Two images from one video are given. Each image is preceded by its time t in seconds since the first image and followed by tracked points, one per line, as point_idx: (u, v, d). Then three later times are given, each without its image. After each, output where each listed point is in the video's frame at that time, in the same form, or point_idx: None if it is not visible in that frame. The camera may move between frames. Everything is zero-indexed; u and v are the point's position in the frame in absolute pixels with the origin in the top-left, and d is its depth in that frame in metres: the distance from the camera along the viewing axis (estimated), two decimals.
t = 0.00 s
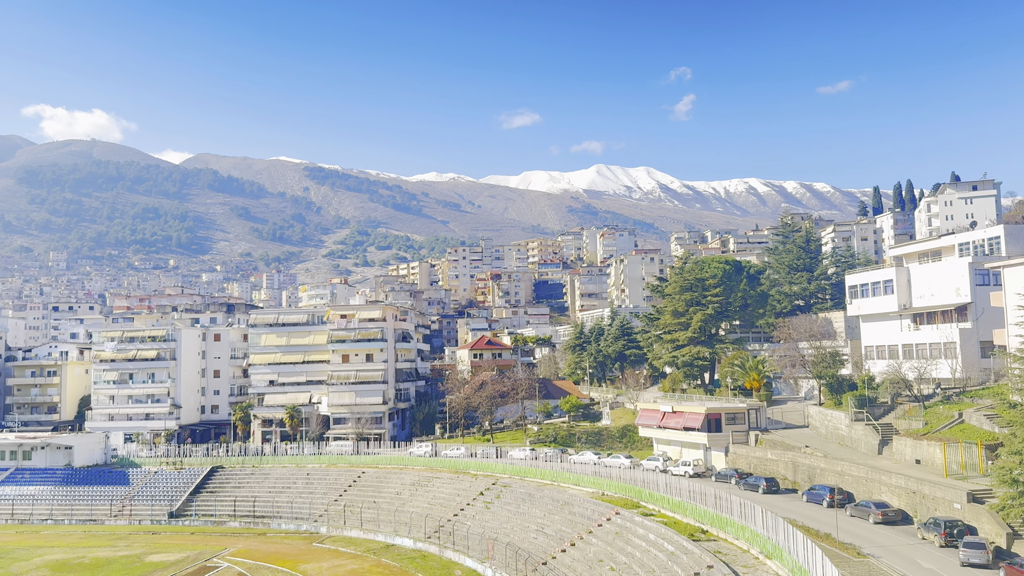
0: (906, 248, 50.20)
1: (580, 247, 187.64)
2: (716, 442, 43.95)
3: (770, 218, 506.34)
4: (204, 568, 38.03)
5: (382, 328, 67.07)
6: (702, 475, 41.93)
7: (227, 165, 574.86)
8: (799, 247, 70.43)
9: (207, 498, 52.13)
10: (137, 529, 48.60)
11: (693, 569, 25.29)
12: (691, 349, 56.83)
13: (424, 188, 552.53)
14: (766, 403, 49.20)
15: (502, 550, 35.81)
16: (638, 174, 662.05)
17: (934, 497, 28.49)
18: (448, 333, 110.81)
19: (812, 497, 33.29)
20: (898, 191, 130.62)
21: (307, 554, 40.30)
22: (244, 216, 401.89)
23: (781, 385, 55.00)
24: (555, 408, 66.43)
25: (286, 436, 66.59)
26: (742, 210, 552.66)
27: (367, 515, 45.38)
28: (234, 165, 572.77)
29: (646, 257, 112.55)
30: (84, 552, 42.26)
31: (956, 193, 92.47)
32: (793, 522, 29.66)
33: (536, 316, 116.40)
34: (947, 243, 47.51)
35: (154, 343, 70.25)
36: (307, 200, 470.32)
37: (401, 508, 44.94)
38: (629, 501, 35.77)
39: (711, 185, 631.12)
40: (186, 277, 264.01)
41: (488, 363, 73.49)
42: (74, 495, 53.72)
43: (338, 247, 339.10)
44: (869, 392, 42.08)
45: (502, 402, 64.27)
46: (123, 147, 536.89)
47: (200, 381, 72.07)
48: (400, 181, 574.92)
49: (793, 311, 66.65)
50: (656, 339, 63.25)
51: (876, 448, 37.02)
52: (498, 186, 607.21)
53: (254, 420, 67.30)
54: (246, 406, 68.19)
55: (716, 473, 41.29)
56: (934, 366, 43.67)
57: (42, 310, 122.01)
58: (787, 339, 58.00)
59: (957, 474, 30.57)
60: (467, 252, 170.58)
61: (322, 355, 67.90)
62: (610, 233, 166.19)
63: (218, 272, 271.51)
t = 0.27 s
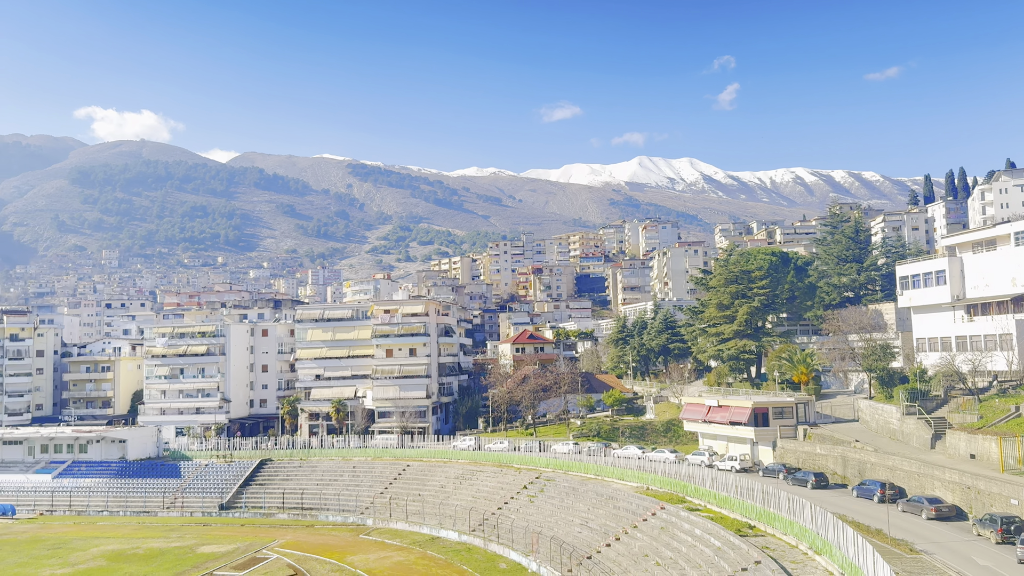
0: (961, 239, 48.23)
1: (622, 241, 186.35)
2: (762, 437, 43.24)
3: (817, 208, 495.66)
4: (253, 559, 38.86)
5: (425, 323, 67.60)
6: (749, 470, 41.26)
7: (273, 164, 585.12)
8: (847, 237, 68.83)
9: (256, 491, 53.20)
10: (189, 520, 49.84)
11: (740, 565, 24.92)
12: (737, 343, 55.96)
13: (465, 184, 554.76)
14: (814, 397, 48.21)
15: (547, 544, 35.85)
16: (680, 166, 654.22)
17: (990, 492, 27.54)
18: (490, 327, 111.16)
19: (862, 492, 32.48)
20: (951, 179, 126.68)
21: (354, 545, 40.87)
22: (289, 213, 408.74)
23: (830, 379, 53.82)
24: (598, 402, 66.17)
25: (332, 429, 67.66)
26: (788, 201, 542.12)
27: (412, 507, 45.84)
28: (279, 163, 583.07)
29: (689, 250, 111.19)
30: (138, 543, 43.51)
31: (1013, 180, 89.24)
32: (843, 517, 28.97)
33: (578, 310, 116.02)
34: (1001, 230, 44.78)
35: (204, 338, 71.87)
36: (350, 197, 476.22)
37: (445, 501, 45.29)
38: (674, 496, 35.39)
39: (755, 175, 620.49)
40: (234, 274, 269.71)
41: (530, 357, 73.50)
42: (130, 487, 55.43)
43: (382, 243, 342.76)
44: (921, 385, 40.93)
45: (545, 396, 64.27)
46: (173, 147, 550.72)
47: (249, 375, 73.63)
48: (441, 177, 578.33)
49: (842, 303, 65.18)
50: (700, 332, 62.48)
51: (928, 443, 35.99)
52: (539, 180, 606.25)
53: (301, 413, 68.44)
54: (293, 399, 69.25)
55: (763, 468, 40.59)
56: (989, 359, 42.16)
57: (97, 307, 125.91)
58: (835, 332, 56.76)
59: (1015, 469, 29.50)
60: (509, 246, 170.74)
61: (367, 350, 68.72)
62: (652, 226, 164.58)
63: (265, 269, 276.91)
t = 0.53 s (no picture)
0: None
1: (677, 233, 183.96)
2: (824, 432, 42.11)
3: (881, 197, 480.26)
4: (314, 549, 39.73)
5: (479, 317, 68.02)
6: (810, 466, 40.30)
7: (328, 162, 596.03)
8: (912, 226, 66.48)
9: (316, 482, 54.41)
10: (253, 511, 51.29)
11: (801, 561, 24.36)
12: (797, 336, 54.61)
13: (518, 178, 555.23)
14: (878, 391, 46.76)
15: (603, 538, 35.73)
16: (736, 156, 641.66)
17: None
18: (544, 321, 111.22)
19: (928, 489, 31.35)
20: None
21: (412, 537, 41.46)
22: (344, 210, 415.88)
23: (894, 372, 52.13)
24: (653, 397, 65.55)
25: (389, 423, 68.73)
26: (849, 190, 526.57)
27: (468, 500, 46.22)
28: (335, 161, 593.67)
29: (746, 242, 109.11)
30: (205, 532, 44.95)
31: None
32: (908, 514, 28.05)
33: (632, 303, 115.09)
34: None
35: (265, 334, 73.75)
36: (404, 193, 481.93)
37: (501, 494, 45.53)
38: (732, 491, 34.82)
39: (815, 164, 604.11)
40: (294, 271, 275.98)
41: (584, 352, 73.26)
42: (197, 478, 57.16)
43: (436, 238, 345.99)
44: (992, 379, 39.27)
45: (599, 390, 63.97)
46: (233, 148, 566.23)
47: (308, 369, 75.39)
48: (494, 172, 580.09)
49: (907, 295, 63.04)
50: (758, 325, 61.26)
51: (1000, 439, 34.51)
52: (591, 173, 602.62)
53: (359, 407, 69.62)
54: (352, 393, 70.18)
55: (825, 464, 39.57)
56: None
57: (163, 305, 130.34)
58: (900, 324, 54.93)
59: None
60: (562, 240, 170.24)
61: (422, 344, 69.47)
62: (708, 217, 161.84)
63: (323, 265, 282.61)
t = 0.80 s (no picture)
0: None
1: (743, 224, 179.85)
2: (899, 427, 40.50)
3: (960, 184, 459.00)
4: (381, 539, 40.42)
5: (541, 311, 67.95)
6: (884, 462, 38.84)
7: (391, 159, 605.01)
8: (993, 214, 63.36)
9: (383, 473, 55.40)
10: (322, 500, 52.56)
11: (874, 560, 23.56)
12: (870, 329, 52.65)
13: (579, 171, 552.20)
14: (957, 385, 44.68)
15: (668, 534, 35.28)
16: (804, 144, 623.04)
17: None
18: (606, 315, 110.46)
19: (1012, 487, 29.82)
20: None
21: (476, 528, 41.80)
22: (407, 205, 421.60)
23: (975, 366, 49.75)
24: (719, 391, 64.36)
25: (453, 415, 69.49)
26: (926, 177, 504.88)
27: (532, 493, 46.33)
28: (398, 158, 602.24)
29: (816, 232, 105.91)
30: (276, 521, 46.31)
31: None
32: (990, 513, 26.76)
33: (697, 296, 113.17)
34: None
35: (332, 327, 75.38)
36: (465, 187, 485.34)
37: (564, 488, 45.47)
38: (802, 488, 33.86)
39: (888, 151, 581.41)
40: (359, 266, 281.35)
41: (648, 345, 72.43)
42: (268, 468, 58.94)
43: (497, 233, 347.37)
44: None
45: (664, 384, 63.16)
46: (300, 146, 580.66)
47: (374, 362, 76.85)
48: (554, 165, 578.53)
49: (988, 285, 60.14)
50: (829, 318, 59.40)
51: None
52: (653, 164, 594.46)
53: (423, 399, 70.60)
54: (416, 385, 71.34)
55: (900, 460, 38.08)
56: None
57: (235, 299, 134.76)
58: (981, 316, 52.42)
59: None
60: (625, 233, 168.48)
61: (484, 337, 69.86)
62: (775, 208, 157.72)
63: (387, 260, 287.31)
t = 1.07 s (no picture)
0: None
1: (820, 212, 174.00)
2: (986, 423, 38.50)
3: None
4: (453, 527, 41.02)
5: (610, 303, 67.29)
6: (970, 459, 37.01)
7: (459, 153, 610.28)
8: None
9: (454, 463, 56.16)
10: (395, 488, 53.68)
11: (960, 560, 22.57)
12: (955, 320, 50.17)
13: (648, 161, 544.42)
14: None
15: (742, 529, 34.63)
16: (885, 129, 597.56)
17: None
18: (677, 307, 108.90)
19: None
20: None
21: (547, 520, 41.92)
22: (475, 198, 424.71)
23: None
24: (796, 385, 62.61)
25: (522, 407, 69.99)
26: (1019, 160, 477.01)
27: (602, 486, 46.17)
28: (465, 151, 607.11)
29: (898, 220, 101.62)
30: (352, 508, 47.55)
31: None
32: None
33: (771, 287, 110.28)
34: None
35: (403, 319, 76.74)
36: (533, 180, 485.39)
37: (635, 481, 45.12)
38: (884, 484, 32.63)
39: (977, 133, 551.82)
40: (428, 259, 285.07)
41: (720, 338, 71.05)
42: (343, 456, 60.55)
43: (565, 225, 346.25)
44: None
45: (737, 377, 61.90)
46: (370, 142, 592.05)
47: (444, 354, 78.03)
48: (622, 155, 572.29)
49: None
50: (912, 309, 56.95)
51: None
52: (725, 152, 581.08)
53: (493, 391, 71.23)
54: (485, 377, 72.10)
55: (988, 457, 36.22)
56: None
57: (310, 292, 138.80)
58: None
59: None
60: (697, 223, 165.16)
61: (553, 330, 69.87)
62: (854, 195, 152.00)
63: (455, 253, 290.28)
